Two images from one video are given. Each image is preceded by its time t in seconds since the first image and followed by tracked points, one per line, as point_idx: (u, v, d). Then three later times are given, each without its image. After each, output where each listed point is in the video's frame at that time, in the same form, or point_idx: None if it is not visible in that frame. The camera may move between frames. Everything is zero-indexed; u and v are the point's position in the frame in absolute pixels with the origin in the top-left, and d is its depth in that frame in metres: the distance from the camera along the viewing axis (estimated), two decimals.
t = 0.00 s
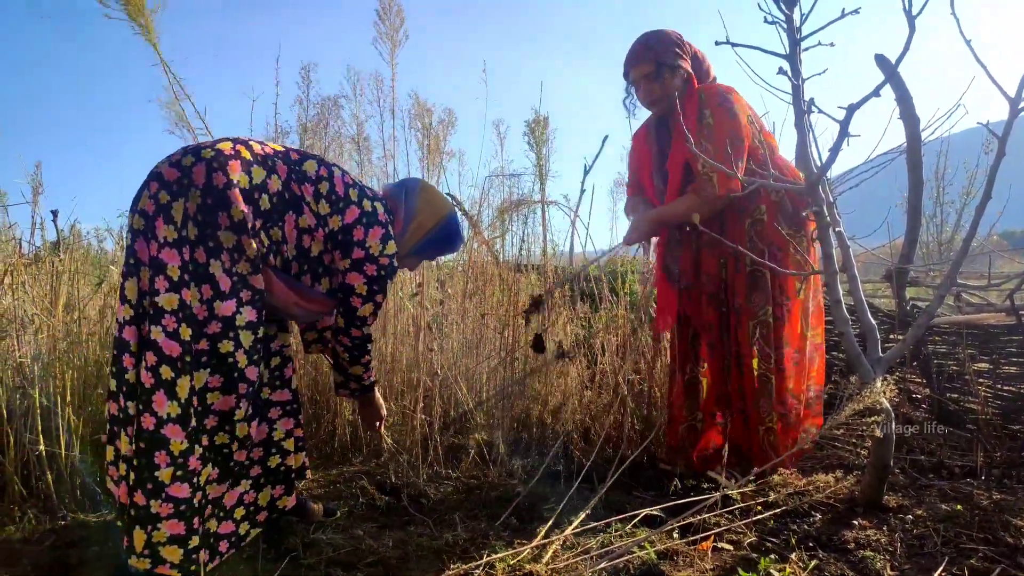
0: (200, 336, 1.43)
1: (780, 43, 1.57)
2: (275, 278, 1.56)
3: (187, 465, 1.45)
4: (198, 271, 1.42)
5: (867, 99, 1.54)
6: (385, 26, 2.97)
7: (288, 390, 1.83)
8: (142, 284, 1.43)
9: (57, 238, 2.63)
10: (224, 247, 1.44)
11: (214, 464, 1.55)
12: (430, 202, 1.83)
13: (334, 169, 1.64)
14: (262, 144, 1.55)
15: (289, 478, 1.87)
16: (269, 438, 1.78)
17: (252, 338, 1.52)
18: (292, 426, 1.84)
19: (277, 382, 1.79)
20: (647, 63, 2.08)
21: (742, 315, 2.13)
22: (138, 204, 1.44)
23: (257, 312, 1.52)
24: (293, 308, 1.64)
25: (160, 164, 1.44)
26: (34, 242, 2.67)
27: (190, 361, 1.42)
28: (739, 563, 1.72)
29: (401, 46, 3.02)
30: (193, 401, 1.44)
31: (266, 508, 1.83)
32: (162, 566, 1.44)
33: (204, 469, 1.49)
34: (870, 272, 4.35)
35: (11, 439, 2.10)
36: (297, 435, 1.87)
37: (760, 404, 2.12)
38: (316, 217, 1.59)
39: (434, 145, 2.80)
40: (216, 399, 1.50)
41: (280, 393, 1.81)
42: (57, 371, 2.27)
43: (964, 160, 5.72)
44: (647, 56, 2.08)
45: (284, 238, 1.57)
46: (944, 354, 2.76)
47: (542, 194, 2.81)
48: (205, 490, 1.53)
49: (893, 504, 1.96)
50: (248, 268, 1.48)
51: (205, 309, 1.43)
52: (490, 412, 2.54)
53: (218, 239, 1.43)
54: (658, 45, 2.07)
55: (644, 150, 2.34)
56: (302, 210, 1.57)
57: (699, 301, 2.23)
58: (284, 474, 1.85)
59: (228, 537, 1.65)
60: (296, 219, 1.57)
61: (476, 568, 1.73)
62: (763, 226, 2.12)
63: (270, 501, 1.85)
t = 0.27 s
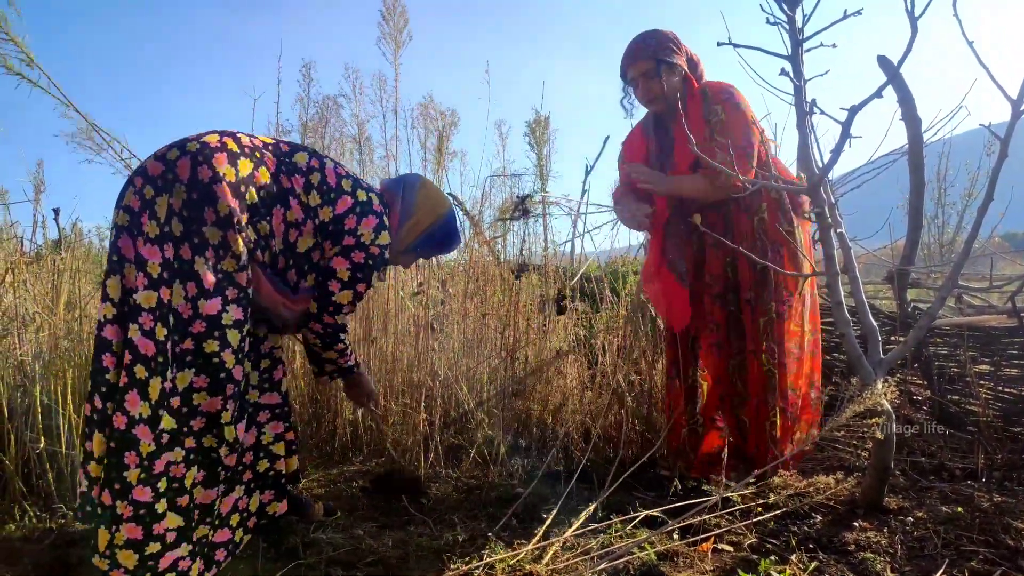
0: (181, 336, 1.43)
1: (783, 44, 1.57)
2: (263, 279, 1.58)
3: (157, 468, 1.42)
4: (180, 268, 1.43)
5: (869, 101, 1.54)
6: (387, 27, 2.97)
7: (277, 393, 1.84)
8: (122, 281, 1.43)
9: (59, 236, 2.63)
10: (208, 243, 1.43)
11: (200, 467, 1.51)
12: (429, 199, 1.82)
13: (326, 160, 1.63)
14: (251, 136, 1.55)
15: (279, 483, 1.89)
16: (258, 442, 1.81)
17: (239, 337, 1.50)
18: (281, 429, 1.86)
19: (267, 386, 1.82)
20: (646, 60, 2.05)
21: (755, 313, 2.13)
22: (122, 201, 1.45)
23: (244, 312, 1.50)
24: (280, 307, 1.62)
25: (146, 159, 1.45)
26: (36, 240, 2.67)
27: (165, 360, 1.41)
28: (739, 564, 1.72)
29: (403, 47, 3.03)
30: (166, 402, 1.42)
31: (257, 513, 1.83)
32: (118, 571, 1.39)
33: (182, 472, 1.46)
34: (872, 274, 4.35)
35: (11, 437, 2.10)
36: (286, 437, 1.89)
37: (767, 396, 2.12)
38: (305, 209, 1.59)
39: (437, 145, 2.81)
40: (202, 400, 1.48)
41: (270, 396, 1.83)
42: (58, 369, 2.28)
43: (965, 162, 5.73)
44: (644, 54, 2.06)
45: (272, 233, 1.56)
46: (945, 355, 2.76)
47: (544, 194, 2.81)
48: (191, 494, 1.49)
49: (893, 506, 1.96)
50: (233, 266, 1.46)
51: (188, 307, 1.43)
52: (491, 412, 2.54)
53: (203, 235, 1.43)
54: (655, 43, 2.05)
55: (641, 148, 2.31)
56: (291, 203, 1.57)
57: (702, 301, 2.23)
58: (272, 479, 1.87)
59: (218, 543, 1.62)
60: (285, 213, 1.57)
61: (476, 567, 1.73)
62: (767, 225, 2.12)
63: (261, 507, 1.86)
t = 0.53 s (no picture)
0: (144, 336, 1.35)
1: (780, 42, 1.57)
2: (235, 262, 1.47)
3: (135, 472, 1.36)
4: (135, 266, 1.35)
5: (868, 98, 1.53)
6: (384, 25, 2.97)
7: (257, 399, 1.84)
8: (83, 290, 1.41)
9: (58, 236, 2.63)
10: (160, 237, 1.36)
11: (183, 466, 1.41)
12: (410, 138, 1.70)
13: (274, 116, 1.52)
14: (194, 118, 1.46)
15: (254, 491, 1.89)
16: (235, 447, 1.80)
17: (208, 331, 1.42)
18: (259, 436, 1.86)
19: (247, 391, 1.79)
20: (635, 70, 2.04)
21: (754, 308, 2.15)
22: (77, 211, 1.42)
23: (210, 302, 1.42)
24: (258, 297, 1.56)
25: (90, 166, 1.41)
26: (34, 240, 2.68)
27: (128, 362, 1.36)
28: (738, 561, 1.73)
29: (400, 46, 3.02)
30: (134, 404, 1.35)
31: (229, 520, 1.83)
32: None
33: (158, 473, 1.38)
34: (870, 272, 4.36)
35: (8, 436, 2.10)
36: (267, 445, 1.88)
37: (761, 390, 2.16)
38: (264, 172, 1.48)
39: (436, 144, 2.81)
40: (176, 400, 1.39)
41: (248, 402, 1.82)
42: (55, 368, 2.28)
43: (963, 160, 5.73)
44: (634, 64, 2.04)
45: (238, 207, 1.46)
46: (943, 353, 2.77)
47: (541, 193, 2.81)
48: (175, 496, 1.41)
49: (892, 503, 1.96)
50: (191, 256, 1.39)
51: (148, 306, 1.35)
52: (490, 410, 2.53)
53: (153, 229, 1.36)
54: (645, 53, 2.04)
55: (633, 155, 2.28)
56: (249, 171, 1.46)
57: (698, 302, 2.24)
58: (246, 486, 1.87)
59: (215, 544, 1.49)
60: (245, 183, 1.46)
61: (476, 567, 1.73)
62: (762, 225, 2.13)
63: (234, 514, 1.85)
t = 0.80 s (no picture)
0: (120, 339, 1.36)
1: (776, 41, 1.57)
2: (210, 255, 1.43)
3: (98, 481, 1.35)
4: (105, 270, 1.37)
5: (864, 97, 1.54)
6: (384, 25, 2.96)
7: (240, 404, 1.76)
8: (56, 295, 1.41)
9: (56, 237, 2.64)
10: (129, 236, 1.37)
11: (164, 474, 1.41)
12: (391, 112, 1.63)
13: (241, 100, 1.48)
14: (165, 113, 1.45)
15: (233, 504, 1.82)
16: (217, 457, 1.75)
17: (186, 331, 1.41)
18: (240, 444, 1.80)
19: (230, 396, 1.74)
20: (630, 76, 2.04)
21: (748, 310, 2.16)
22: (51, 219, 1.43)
23: (187, 301, 1.41)
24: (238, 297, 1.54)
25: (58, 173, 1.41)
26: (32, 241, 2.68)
27: (93, 368, 1.35)
28: (737, 560, 1.73)
29: (400, 46, 3.02)
30: (101, 411, 1.35)
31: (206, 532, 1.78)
32: None
33: (132, 481, 1.38)
34: (867, 270, 4.38)
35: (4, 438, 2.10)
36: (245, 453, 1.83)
37: (757, 393, 2.17)
38: (231, 160, 1.43)
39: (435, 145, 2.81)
40: (154, 405, 1.38)
41: (232, 407, 1.75)
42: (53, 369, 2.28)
43: (960, 159, 5.75)
44: (629, 69, 2.04)
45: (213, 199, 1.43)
46: (941, 350, 2.77)
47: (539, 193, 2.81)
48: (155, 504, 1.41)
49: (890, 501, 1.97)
50: (163, 254, 1.39)
51: (121, 309, 1.37)
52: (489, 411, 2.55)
53: (121, 229, 1.37)
54: (639, 58, 2.03)
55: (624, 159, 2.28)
56: (217, 160, 1.42)
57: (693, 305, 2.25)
58: (225, 496, 1.81)
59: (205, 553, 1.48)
60: (216, 173, 1.43)
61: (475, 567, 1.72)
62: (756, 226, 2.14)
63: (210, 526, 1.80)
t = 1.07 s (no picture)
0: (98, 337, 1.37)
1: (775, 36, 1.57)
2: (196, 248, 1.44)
3: (72, 481, 1.33)
4: (79, 268, 1.37)
5: (863, 93, 1.54)
6: (385, 23, 2.95)
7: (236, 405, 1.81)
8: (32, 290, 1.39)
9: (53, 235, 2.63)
10: (106, 234, 1.38)
11: (142, 473, 1.42)
12: (382, 98, 1.59)
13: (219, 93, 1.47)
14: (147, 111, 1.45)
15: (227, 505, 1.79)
16: (208, 456, 1.76)
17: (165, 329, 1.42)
18: (235, 445, 1.81)
19: (225, 398, 1.80)
20: (628, 73, 2.04)
21: (741, 309, 2.13)
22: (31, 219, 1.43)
23: (166, 299, 1.43)
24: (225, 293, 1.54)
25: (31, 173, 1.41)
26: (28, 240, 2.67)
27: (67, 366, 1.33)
28: (737, 556, 1.74)
29: (400, 43, 3.01)
30: (76, 410, 1.33)
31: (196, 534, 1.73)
32: None
33: (109, 481, 1.38)
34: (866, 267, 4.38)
35: None
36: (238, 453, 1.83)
37: (754, 392, 2.14)
38: (210, 155, 1.42)
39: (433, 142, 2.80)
40: (131, 404, 1.38)
41: (227, 408, 1.80)
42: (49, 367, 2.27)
43: (959, 155, 5.75)
44: (626, 66, 2.03)
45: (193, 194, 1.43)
46: (940, 347, 2.75)
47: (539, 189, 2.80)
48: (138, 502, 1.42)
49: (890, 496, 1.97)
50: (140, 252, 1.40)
51: (99, 307, 1.38)
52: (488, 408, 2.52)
53: (98, 227, 1.38)
54: (636, 55, 2.04)
55: (617, 156, 2.30)
56: (197, 156, 1.42)
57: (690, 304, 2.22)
58: (220, 499, 1.78)
59: (186, 554, 1.51)
60: (196, 168, 1.42)
61: (475, 564, 1.72)
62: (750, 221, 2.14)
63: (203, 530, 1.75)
